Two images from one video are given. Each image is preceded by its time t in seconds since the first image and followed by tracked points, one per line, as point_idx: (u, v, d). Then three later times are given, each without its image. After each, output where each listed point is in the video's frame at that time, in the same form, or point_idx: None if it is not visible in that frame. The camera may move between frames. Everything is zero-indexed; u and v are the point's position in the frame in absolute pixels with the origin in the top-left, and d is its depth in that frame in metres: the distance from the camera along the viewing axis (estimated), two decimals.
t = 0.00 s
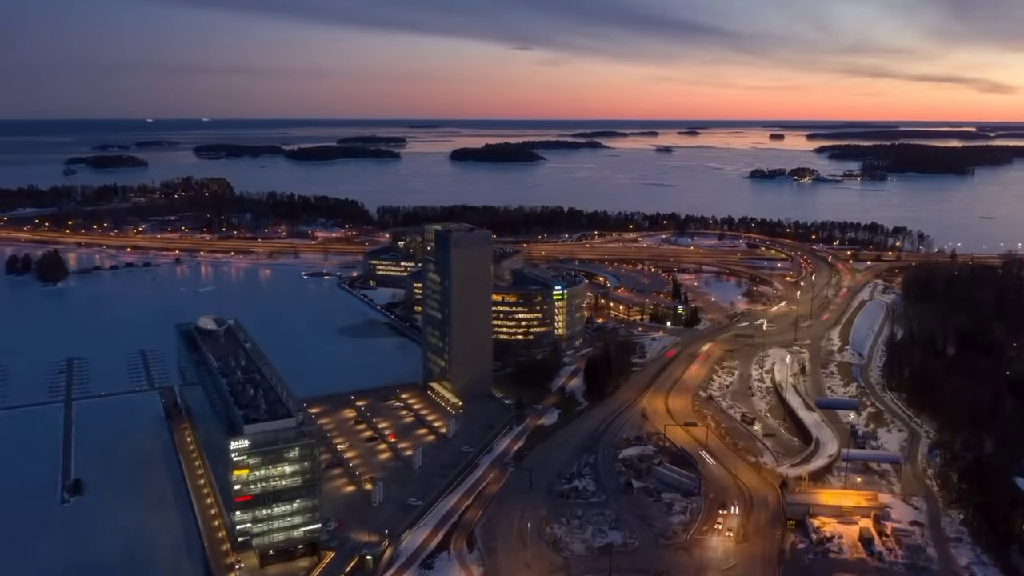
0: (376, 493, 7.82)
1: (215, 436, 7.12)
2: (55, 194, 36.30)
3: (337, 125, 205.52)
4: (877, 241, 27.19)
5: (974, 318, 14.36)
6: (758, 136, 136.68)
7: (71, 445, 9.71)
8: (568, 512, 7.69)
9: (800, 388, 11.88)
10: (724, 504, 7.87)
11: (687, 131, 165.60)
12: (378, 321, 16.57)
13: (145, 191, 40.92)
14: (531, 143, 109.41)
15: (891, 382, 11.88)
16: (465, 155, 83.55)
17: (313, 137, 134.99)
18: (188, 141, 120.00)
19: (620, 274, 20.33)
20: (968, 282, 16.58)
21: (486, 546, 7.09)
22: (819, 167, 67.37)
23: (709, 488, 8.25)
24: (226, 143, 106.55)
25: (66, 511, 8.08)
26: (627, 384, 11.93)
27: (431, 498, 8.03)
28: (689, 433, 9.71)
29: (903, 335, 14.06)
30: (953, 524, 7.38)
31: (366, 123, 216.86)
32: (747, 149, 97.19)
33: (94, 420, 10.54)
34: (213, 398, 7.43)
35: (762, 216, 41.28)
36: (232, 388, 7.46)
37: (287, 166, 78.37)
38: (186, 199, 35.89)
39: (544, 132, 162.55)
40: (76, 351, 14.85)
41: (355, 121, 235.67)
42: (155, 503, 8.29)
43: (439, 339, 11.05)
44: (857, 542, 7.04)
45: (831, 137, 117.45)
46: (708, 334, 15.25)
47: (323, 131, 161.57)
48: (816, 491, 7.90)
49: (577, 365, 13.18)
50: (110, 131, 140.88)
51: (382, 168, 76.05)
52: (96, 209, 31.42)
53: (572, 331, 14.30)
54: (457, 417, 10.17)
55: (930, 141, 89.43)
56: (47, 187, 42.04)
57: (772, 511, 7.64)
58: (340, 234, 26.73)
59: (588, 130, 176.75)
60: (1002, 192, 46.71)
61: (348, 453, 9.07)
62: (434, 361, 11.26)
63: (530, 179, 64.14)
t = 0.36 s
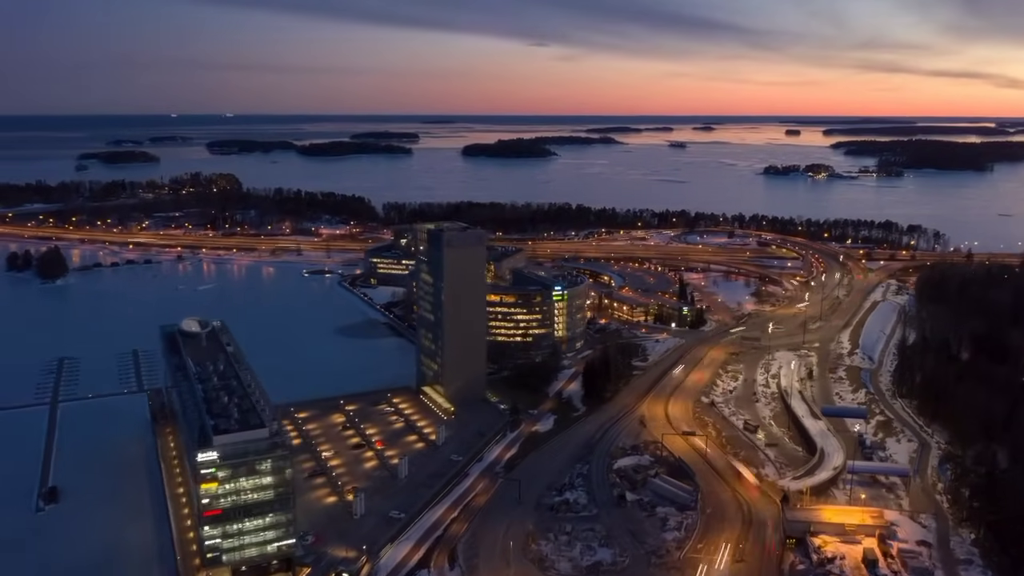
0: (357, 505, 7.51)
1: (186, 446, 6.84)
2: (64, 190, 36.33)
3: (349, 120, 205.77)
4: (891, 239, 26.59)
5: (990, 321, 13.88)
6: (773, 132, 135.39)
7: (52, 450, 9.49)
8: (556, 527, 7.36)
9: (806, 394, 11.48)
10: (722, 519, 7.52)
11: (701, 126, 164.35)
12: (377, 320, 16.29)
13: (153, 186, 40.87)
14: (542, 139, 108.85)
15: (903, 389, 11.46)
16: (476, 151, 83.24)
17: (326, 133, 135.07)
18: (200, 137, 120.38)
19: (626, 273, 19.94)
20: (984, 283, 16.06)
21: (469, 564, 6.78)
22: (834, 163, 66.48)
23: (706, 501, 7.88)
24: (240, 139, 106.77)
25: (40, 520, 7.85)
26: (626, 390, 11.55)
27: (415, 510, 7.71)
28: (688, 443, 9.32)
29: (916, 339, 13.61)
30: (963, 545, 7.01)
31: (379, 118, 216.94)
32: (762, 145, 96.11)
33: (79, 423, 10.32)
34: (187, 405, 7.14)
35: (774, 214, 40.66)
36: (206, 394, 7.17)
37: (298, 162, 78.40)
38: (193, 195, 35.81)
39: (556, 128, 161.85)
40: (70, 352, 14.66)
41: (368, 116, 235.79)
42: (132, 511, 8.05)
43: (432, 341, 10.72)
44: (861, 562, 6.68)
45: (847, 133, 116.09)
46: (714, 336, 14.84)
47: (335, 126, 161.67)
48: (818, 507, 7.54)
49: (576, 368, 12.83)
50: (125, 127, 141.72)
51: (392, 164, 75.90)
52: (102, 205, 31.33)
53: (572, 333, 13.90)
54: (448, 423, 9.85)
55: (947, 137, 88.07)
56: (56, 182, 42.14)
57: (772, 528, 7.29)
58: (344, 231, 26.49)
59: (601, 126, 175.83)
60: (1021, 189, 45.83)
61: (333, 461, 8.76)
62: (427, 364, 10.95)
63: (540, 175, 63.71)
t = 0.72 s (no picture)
0: (338, 517, 7.22)
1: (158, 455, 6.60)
2: (72, 185, 36.38)
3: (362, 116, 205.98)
4: (905, 238, 26.04)
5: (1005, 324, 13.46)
6: (787, 128, 134.14)
7: (35, 453, 9.29)
8: (544, 542, 7.07)
9: (812, 400, 11.12)
10: (718, 533, 7.21)
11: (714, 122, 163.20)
12: (375, 320, 16.04)
13: (161, 182, 40.85)
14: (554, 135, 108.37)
15: (913, 396, 11.08)
16: (486, 147, 82.94)
17: (338, 129, 135.14)
18: (212, 132, 120.75)
19: (631, 272, 19.61)
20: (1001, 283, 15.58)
21: None
22: (849, 159, 65.62)
23: (703, 515, 7.55)
24: (253, 135, 106.98)
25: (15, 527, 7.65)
26: (626, 395, 11.22)
27: (399, 522, 7.42)
28: (687, 451, 8.98)
29: (928, 342, 13.21)
30: (971, 565, 6.68)
31: (391, 114, 217.03)
32: (775, 141, 95.07)
33: (65, 425, 10.13)
34: (161, 412, 6.91)
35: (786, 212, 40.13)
36: (180, 401, 6.94)
37: (308, 158, 78.47)
38: (200, 192, 35.77)
39: (569, 124, 161.21)
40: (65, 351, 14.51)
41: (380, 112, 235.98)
42: (110, 519, 7.83)
43: (425, 344, 10.44)
44: None
45: (862, 128, 114.76)
46: (719, 338, 14.48)
47: (348, 122, 161.83)
48: (820, 523, 7.20)
49: (576, 370, 12.52)
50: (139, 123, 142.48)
51: (403, 160, 75.77)
52: (108, 202, 31.31)
53: (572, 335, 13.56)
54: (439, 429, 9.55)
55: (964, 132, 86.77)
56: (66, 178, 42.25)
57: (770, 545, 6.97)
58: (349, 228, 26.28)
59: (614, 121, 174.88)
60: None
61: (319, 468, 8.49)
62: (420, 367, 10.67)
63: (550, 171, 63.33)
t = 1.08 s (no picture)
0: (315, 530, 6.93)
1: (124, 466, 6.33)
2: (81, 180, 36.41)
3: (376, 111, 206.23)
4: (922, 236, 25.41)
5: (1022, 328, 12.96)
6: (804, 123, 132.61)
7: (16, 457, 9.11)
8: (529, 560, 6.75)
9: (819, 407, 10.70)
10: (712, 551, 6.86)
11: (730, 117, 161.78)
12: (374, 320, 15.77)
13: (170, 178, 40.84)
14: (567, 130, 107.75)
15: (924, 404, 10.65)
16: (499, 142, 82.54)
17: (352, 124, 135.23)
18: (227, 127, 121.23)
19: (637, 271, 19.23)
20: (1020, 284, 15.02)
21: None
22: (866, 155, 64.61)
23: (698, 532, 7.19)
24: (268, 130, 107.11)
25: None
26: (625, 400, 10.86)
27: (379, 537, 7.12)
28: (684, 462, 8.61)
29: (942, 347, 12.73)
30: None
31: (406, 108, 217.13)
32: (792, 136, 93.87)
33: (48, 427, 9.94)
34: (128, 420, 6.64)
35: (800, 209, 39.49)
36: (149, 408, 6.67)
37: (321, 153, 78.48)
38: (208, 187, 35.70)
39: (583, 119, 160.39)
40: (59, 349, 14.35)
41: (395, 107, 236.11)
42: (85, 527, 7.62)
43: (416, 346, 10.14)
44: None
45: (880, 124, 113.18)
46: (725, 340, 14.08)
47: (362, 116, 161.97)
48: (820, 544, 6.84)
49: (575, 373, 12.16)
50: (155, 118, 143.28)
51: (415, 156, 75.58)
52: (115, 198, 31.29)
53: (573, 337, 13.15)
54: (428, 436, 9.24)
55: (985, 128, 85.25)
56: (78, 173, 42.37)
57: (766, 564, 6.63)
58: (354, 225, 26.04)
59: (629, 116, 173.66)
60: None
61: (301, 477, 8.20)
62: (413, 370, 10.37)
63: (562, 167, 62.87)
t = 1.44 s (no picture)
0: (290, 544, 6.65)
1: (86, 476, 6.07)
2: (92, 175, 36.51)
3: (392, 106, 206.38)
4: (939, 235, 24.78)
5: None
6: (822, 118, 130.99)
7: None
8: None
9: (825, 415, 10.30)
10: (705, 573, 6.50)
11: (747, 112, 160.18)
12: (372, 319, 15.52)
13: (181, 173, 40.87)
14: (582, 125, 107.15)
15: (936, 413, 10.21)
16: (513, 137, 82.16)
17: (367, 119, 135.29)
18: (243, 122, 121.74)
19: (644, 269, 18.85)
20: None
21: None
22: (885, 151, 63.54)
23: (691, 550, 6.83)
24: (283, 125, 107.39)
25: None
26: (623, 406, 10.50)
27: (356, 551, 6.82)
28: (680, 473, 8.25)
29: (957, 352, 12.26)
30: None
31: (421, 103, 217.23)
32: (810, 131, 92.63)
33: (31, 428, 9.73)
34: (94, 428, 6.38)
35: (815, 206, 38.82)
36: (116, 417, 6.40)
37: (334, 148, 78.49)
38: (217, 182, 35.64)
39: (598, 113, 159.48)
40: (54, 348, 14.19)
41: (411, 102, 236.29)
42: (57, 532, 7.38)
43: (407, 349, 9.83)
44: None
45: (900, 119, 111.49)
46: (731, 342, 13.69)
47: (378, 111, 162.23)
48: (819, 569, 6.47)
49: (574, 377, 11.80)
50: (172, 113, 144.02)
51: (427, 151, 75.37)
52: (123, 194, 31.28)
53: (573, 338, 12.82)
54: (417, 444, 8.93)
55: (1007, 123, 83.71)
56: (89, 168, 42.49)
57: None
58: (359, 221, 25.82)
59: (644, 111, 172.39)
60: None
61: (282, 486, 7.92)
62: (404, 374, 10.06)
63: (575, 163, 62.41)
